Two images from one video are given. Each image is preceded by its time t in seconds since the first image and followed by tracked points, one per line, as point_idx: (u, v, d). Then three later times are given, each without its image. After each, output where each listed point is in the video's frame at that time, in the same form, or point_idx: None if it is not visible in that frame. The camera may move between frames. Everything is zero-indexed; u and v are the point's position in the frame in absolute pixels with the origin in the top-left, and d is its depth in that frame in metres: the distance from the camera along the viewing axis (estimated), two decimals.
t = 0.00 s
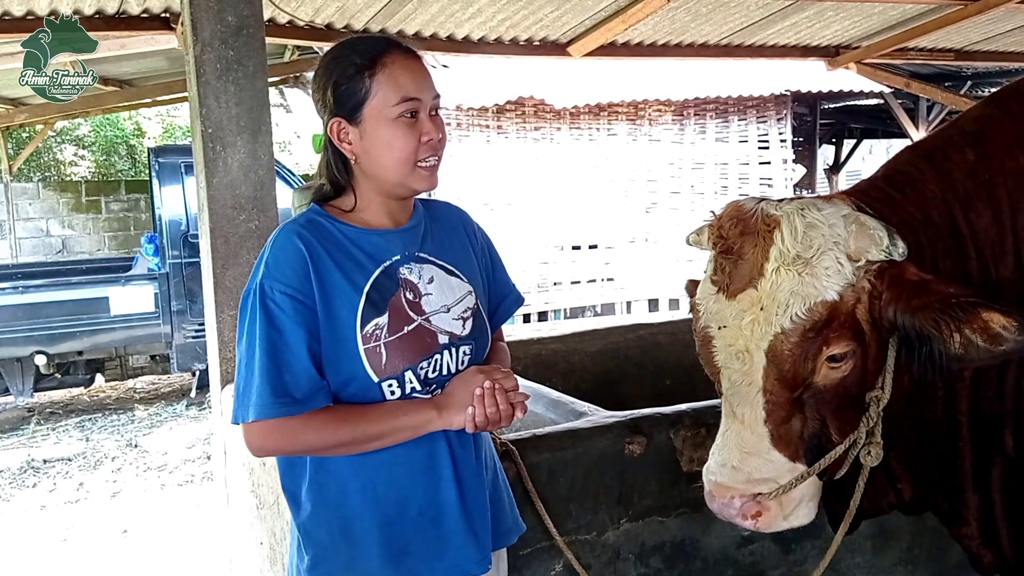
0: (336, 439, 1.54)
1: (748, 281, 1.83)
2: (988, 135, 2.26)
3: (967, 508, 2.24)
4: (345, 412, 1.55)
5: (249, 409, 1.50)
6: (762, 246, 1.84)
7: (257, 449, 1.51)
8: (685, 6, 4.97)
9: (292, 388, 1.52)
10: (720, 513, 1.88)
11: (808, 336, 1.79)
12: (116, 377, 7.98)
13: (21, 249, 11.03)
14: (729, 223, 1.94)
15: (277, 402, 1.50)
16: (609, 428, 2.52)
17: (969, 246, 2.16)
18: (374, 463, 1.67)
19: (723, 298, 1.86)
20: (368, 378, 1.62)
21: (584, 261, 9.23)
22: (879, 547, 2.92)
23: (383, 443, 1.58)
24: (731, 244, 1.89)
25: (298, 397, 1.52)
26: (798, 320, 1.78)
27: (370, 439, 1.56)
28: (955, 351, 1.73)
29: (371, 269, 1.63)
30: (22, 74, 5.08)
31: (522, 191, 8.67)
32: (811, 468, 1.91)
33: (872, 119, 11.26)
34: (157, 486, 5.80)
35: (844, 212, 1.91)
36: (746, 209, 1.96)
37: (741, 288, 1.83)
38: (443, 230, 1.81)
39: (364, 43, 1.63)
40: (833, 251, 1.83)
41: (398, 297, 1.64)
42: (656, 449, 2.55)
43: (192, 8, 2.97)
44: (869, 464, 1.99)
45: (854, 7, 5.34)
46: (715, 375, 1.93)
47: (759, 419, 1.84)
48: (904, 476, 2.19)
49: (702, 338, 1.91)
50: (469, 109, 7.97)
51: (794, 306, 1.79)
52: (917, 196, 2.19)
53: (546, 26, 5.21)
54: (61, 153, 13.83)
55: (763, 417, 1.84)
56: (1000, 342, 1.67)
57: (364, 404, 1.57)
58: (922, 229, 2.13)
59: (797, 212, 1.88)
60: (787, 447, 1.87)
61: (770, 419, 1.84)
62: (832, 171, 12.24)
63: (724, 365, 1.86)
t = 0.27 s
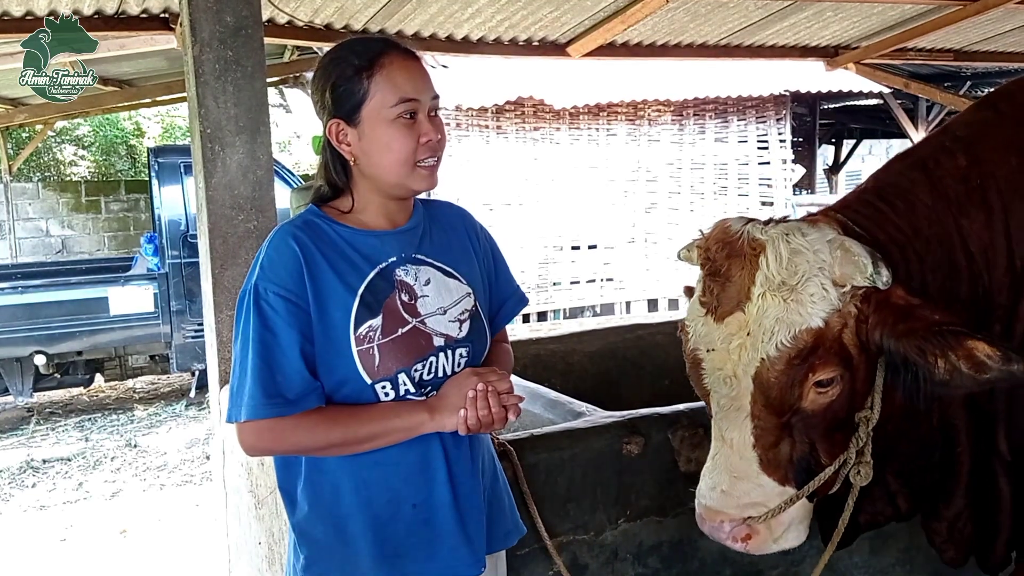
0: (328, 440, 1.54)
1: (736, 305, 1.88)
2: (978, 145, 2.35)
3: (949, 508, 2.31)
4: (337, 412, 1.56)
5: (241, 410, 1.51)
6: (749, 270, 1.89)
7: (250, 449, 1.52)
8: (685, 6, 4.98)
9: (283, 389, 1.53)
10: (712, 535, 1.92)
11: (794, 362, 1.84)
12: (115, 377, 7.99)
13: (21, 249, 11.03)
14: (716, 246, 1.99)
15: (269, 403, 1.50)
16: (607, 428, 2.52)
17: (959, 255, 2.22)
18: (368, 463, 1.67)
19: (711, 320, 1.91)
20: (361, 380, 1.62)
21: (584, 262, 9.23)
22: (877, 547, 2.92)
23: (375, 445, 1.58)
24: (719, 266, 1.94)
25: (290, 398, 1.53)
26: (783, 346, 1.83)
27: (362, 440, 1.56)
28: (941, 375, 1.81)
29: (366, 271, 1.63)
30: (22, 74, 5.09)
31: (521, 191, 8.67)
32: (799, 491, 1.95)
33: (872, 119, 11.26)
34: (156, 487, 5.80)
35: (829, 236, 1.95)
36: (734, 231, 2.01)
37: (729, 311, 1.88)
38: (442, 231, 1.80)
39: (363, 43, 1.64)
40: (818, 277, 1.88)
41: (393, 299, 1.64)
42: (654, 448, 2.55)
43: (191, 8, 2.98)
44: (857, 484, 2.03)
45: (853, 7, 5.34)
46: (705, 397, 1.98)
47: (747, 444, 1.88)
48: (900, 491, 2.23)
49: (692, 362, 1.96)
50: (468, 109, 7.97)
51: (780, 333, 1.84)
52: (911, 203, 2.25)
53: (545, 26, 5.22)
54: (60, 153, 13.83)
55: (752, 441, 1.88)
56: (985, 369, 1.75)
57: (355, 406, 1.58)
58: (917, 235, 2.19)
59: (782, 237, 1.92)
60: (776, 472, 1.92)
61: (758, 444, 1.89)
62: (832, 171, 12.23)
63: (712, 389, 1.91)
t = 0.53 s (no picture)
0: (328, 437, 1.54)
1: (711, 330, 1.94)
2: (951, 152, 2.37)
3: (960, 516, 2.32)
4: (338, 411, 1.56)
5: (241, 408, 1.52)
6: (722, 295, 1.95)
7: (250, 448, 1.52)
8: (684, 6, 4.99)
9: (284, 387, 1.53)
10: (702, 559, 1.99)
11: (766, 387, 1.88)
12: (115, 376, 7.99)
13: (20, 248, 11.04)
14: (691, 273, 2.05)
15: (270, 401, 1.51)
16: (605, 428, 2.52)
17: (934, 264, 2.23)
18: (367, 463, 1.68)
19: (690, 345, 1.97)
20: (361, 380, 1.63)
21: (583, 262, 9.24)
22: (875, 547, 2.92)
23: (375, 444, 1.59)
24: (695, 292, 2.00)
25: (290, 396, 1.53)
26: (754, 372, 1.87)
27: (362, 438, 1.57)
28: (919, 394, 1.75)
29: (366, 271, 1.64)
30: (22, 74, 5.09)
31: (521, 191, 8.67)
32: (785, 511, 1.99)
33: (871, 119, 11.26)
34: (156, 486, 5.80)
35: (797, 259, 1.95)
36: (707, 257, 2.06)
37: (706, 336, 1.94)
38: (443, 232, 1.81)
39: (353, 44, 1.64)
40: (788, 300, 1.90)
41: (393, 299, 1.64)
42: (652, 448, 2.56)
43: (190, 9, 2.98)
44: (845, 501, 2.04)
45: (852, 7, 5.35)
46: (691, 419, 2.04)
47: (729, 467, 1.94)
48: (898, 499, 2.25)
49: (675, 385, 2.03)
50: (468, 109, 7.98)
51: (751, 358, 1.88)
52: (884, 216, 2.26)
53: (544, 26, 5.22)
54: (60, 153, 13.83)
55: (733, 465, 1.93)
56: (960, 387, 1.70)
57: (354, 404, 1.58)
58: (890, 248, 2.20)
59: (751, 261, 1.95)
60: (760, 494, 1.97)
61: (741, 467, 1.94)
62: (831, 171, 12.23)
63: (694, 413, 1.97)
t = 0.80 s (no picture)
0: (326, 436, 1.55)
1: (686, 361, 2.07)
2: (922, 161, 2.40)
3: (935, 519, 2.43)
4: (336, 409, 1.56)
5: (241, 405, 1.52)
6: (694, 328, 2.07)
7: (249, 445, 1.53)
8: (683, 6, 4.99)
9: (282, 386, 1.54)
10: None
11: (735, 418, 1.99)
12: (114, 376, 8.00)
13: (20, 248, 11.03)
14: (664, 304, 2.17)
15: (269, 400, 1.51)
16: (603, 427, 2.53)
17: (903, 275, 2.29)
18: (365, 461, 1.68)
19: (668, 373, 2.10)
20: (360, 381, 1.63)
21: (582, 261, 9.24)
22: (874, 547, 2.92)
23: (372, 441, 1.59)
24: (669, 322, 2.13)
25: (289, 395, 1.54)
26: (724, 404, 1.99)
27: (360, 436, 1.57)
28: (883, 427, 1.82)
29: (366, 272, 1.64)
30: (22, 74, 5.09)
31: (520, 191, 8.67)
32: (767, 535, 2.09)
33: (871, 119, 11.26)
34: (155, 486, 5.81)
35: (762, 292, 2.04)
36: (679, 287, 2.18)
37: (683, 364, 2.07)
38: (444, 233, 1.82)
39: (356, 47, 1.67)
40: (754, 333, 2.00)
41: (392, 300, 1.65)
42: (651, 447, 2.55)
43: (189, 9, 2.98)
44: (825, 522, 2.14)
45: (852, 7, 5.35)
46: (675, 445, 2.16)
47: (709, 495, 2.06)
48: (880, 509, 2.35)
49: (657, 412, 2.16)
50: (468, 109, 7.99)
51: (720, 391, 1.99)
52: (853, 232, 2.32)
53: (543, 26, 5.22)
54: (60, 153, 13.84)
55: (713, 493, 2.05)
56: (912, 420, 1.79)
57: (351, 403, 1.58)
58: (859, 264, 2.27)
59: (718, 294, 2.05)
60: (742, 520, 2.08)
61: (720, 495, 2.05)
62: (831, 171, 12.23)
63: (675, 440, 2.10)
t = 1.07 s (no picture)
0: (328, 436, 1.56)
1: (676, 387, 2.11)
2: (902, 170, 2.39)
3: (917, 518, 2.44)
4: (338, 409, 1.57)
5: (243, 404, 1.53)
6: (681, 356, 2.11)
7: (250, 444, 1.54)
8: (682, 7, 4.99)
9: (284, 385, 1.54)
10: None
11: (728, 446, 2.05)
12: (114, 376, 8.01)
13: (20, 248, 11.04)
14: (651, 332, 2.21)
15: (270, 399, 1.52)
16: (602, 427, 2.53)
17: (883, 286, 2.30)
18: (365, 461, 1.69)
19: (660, 399, 2.15)
20: (361, 381, 1.64)
21: (582, 261, 9.25)
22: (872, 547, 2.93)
23: (374, 441, 1.60)
24: (658, 349, 2.17)
25: (291, 395, 1.54)
26: (715, 434, 2.04)
27: (361, 436, 1.58)
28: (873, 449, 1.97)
29: (368, 272, 1.65)
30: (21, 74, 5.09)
31: (520, 191, 8.68)
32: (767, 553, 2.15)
33: (870, 119, 11.27)
34: (155, 486, 5.82)
35: (745, 319, 2.06)
36: (664, 314, 2.21)
37: (673, 391, 2.12)
38: (447, 233, 1.82)
39: (358, 46, 1.68)
40: (740, 362, 2.04)
41: (394, 301, 1.65)
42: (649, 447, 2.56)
43: (189, 9, 2.99)
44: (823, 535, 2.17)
45: (851, 8, 5.36)
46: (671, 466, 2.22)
47: (708, 519, 2.12)
48: (873, 510, 2.35)
49: (652, 436, 2.21)
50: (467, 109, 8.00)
51: (711, 419, 2.05)
52: (834, 246, 2.32)
53: (542, 27, 5.23)
54: (60, 153, 13.84)
55: (712, 515, 2.12)
56: (892, 449, 1.96)
57: (352, 404, 1.59)
58: (840, 279, 2.28)
59: (702, 323, 2.08)
60: (742, 540, 2.14)
61: (719, 517, 2.12)
62: (831, 171, 12.24)
63: (671, 464, 2.16)
